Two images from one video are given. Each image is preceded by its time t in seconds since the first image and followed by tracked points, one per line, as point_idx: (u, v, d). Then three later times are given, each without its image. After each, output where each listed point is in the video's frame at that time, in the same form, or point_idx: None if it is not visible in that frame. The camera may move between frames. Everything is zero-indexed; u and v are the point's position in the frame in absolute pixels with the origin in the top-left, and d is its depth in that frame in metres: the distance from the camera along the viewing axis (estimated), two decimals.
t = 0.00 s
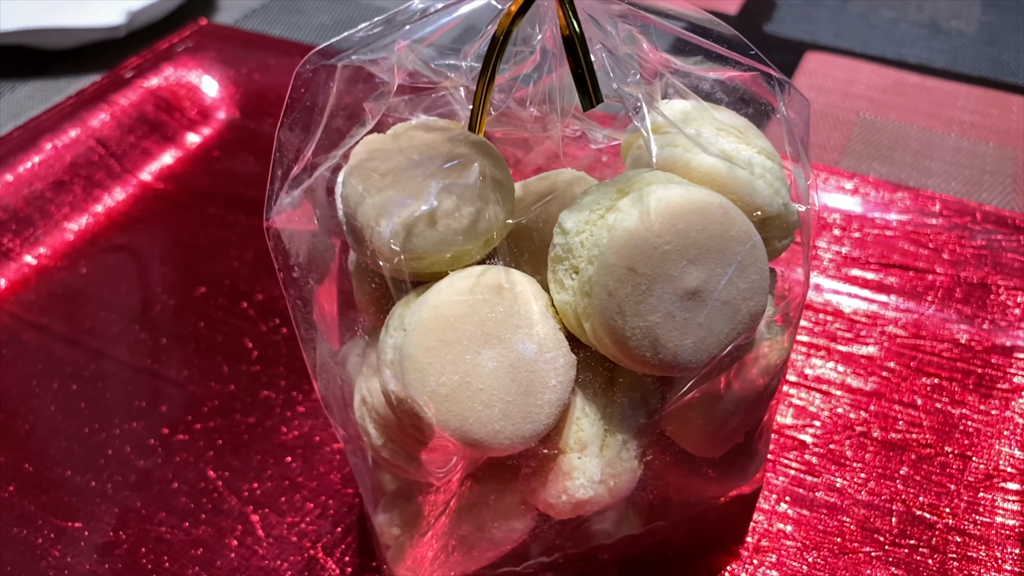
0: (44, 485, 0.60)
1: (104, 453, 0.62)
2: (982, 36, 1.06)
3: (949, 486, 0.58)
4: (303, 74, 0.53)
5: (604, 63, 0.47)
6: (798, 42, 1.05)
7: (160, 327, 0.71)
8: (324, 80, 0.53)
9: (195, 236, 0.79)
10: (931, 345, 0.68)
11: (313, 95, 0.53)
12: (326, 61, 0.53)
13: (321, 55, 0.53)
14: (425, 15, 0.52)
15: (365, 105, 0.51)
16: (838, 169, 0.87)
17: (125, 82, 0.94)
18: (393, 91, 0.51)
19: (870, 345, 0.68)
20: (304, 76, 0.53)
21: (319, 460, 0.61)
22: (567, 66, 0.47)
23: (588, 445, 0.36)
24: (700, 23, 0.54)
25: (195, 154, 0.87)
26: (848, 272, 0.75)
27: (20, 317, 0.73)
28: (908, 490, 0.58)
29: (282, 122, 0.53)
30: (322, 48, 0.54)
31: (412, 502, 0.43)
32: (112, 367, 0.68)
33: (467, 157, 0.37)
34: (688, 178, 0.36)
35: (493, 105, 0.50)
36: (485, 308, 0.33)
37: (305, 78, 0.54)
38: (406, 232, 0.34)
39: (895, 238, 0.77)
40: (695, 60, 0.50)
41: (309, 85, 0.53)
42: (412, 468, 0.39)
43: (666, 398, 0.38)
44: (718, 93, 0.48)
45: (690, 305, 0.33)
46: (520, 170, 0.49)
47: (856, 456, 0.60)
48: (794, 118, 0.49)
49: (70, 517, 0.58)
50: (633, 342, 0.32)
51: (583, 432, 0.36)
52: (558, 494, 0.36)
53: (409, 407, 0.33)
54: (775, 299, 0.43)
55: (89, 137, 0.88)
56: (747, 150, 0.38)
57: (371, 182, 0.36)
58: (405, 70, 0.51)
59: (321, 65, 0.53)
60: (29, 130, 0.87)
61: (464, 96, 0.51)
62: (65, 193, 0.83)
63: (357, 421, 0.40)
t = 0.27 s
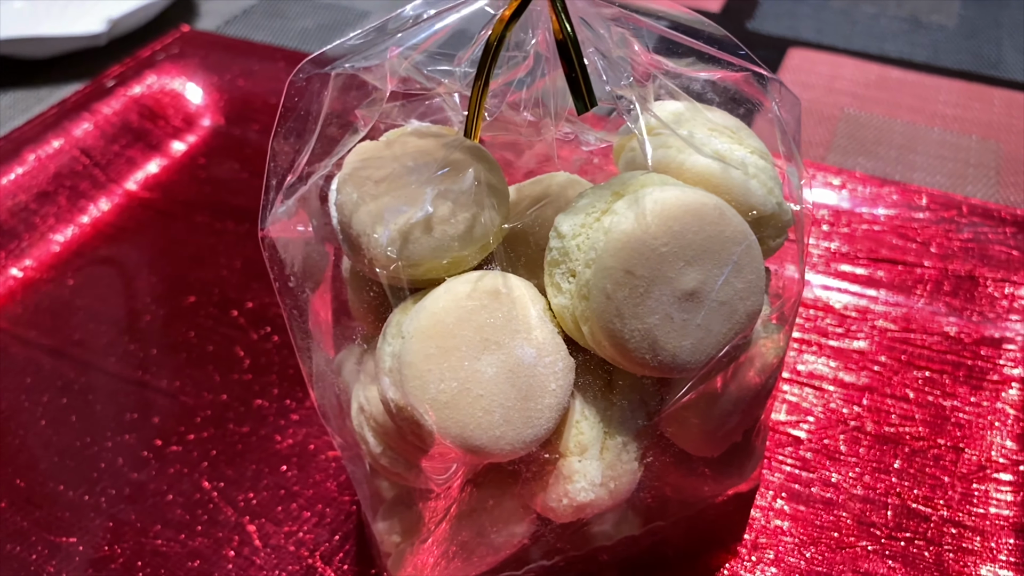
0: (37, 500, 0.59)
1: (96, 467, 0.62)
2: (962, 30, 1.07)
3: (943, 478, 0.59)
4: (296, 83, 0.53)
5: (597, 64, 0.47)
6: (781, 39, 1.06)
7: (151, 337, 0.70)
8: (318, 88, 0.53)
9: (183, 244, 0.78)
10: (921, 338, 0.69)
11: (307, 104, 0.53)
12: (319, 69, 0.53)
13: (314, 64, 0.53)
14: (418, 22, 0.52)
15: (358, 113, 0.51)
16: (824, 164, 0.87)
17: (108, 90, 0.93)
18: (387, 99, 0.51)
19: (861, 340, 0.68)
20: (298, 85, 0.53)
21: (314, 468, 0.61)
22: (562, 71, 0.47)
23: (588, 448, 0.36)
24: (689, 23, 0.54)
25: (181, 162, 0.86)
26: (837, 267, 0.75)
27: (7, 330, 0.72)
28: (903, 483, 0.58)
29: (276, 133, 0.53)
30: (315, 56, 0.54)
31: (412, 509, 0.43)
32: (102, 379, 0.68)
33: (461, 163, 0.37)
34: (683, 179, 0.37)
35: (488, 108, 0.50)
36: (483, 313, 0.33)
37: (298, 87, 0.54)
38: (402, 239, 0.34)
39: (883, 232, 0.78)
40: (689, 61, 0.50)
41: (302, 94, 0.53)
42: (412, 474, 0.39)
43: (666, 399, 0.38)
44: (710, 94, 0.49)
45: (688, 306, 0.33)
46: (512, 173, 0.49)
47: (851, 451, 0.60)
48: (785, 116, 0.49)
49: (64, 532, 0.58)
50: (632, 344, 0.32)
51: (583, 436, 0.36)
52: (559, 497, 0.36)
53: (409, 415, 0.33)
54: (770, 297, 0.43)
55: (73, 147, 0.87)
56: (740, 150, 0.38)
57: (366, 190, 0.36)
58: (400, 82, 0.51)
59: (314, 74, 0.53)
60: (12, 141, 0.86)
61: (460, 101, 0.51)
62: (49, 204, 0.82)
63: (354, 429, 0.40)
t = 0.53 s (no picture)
0: (26, 513, 0.59)
1: (86, 477, 0.61)
2: (940, 23, 1.08)
3: (934, 467, 0.59)
4: (285, 87, 0.53)
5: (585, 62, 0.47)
6: (763, 35, 1.06)
7: (138, 346, 0.70)
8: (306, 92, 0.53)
9: (169, 251, 0.77)
10: (909, 329, 0.69)
11: (296, 108, 0.53)
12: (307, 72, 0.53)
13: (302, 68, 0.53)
14: (406, 23, 0.52)
15: (344, 116, 0.51)
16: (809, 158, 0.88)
17: (89, 97, 0.92)
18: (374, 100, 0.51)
19: (849, 333, 0.69)
20: (286, 89, 0.53)
21: (308, 474, 0.61)
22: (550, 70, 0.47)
23: (583, 446, 0.36)
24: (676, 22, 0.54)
25: (165, 169, 0.86)
26: (825, 261, 0.76)
27: None
28: (895, 473, 0.59)
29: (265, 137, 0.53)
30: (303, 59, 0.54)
31: (409, 512, 0.43)
32: (90, 389, 0.67)
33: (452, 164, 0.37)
34: (672, 177, 0.37)
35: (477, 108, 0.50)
36: (477, 314, 0.33)
37: (286, 91, 0.54)
38: (394, 241, 0.34)
39: (868, 225, 0.78)
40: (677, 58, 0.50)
41: (291, 98, 0.52)
42: (407, 478, 0.39)
43: (660, 396, 0.38)
44: (698, 91, 0.49)
45: (681, 302, 0.33)
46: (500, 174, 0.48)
47: (843, 443, 0.61)
48: (773, 109, 0.49)
49: (55, 544, 0.57)
50: (626, 342, 0.32)
51: (578, 434, 0.36)
52: (555, 497, 0.36)
53: (404, 418, 0.33)
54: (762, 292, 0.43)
55: (55, 155, 0.86)
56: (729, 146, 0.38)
57: (356, 192, 0.36)
58: (389, 84, 0.51)
59: (303, 77, 0.53)
60: None
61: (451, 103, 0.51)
62: (32, 213, 0.81)
63: (348, 433, 0.40)
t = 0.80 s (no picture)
0: (16, 525, 0.58)
1: (76, 487, 0.60)
2: (919, 16, 1.09)
3: (924, 456, 0.60)
4: (273, 89, 0.53)
5: (573, 60, 0.47)
6: (745, 30, 1.07)
7: (126, 353, 0.69)
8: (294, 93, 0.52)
9: (155, 258, 0.77)
10: (896, 319, 0.70)
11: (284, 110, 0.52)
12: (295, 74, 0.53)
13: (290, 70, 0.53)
14: (394, 23, 0.51)
15: (332, 117, 0.50)
16: (794, 152, 0.88)
17: (70, 103, 0.91)
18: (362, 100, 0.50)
19: (837, 324, 0.69)
20: (274, 91, 0.53)
21: (301, 478, 0.60)
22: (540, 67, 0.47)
23: (579, 444, 0.36)
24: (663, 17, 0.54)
25: (149, 175, 0.85)
26: (811, 253, 0.76)
27: None
28: (886, 463, 0.59)
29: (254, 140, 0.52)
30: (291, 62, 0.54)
31: (405, 513, 0.43)
32: (78, 398, 0.66)
33: (441, 164, 0.37)
34: (661, 173, 0.37)
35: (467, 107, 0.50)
36: (470, 314, 0.33)
37: (275, 93, 0.53)
38: (385, 242, 0.34)
39: (854, 217, 0.79)
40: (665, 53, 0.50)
41: (279, 100, 0.52)
42: (403, 479, 0.39)
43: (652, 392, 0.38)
44: (684, 87, 0.49)
45: (674, 297, 0.33)
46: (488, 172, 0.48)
47: (834, 435, 0.61)
48: (759, 102, 0.49)
49: (46, 555, 0.56)
50: (619, 338, 0.32)
51: (574, 432, 0.36)
52: (552, 494, 0.36)
53: (400, 419, 0.33)
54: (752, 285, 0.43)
55: (37, 163, 0.85)
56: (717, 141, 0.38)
57: (346, 193, 0.36)
58: (377, 83, 0.51)
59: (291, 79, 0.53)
60: None
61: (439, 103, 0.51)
62: (15, 222, 0.80)
63: (342, 437, 0.40)
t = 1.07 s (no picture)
0: (7, 535, 0.57)
1: (68, 495, 0.60)
2: (899, 8, 1.10)
3: (917, 443, 0.60)
4: (264, 87, 0.52)
5: (564, 53, 0.47)
6: (728, 24, 1.07)
7: (115, 359, 0.68)
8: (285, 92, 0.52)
9: (142, 262, 0.76)
10: (885, 308, 0.70)
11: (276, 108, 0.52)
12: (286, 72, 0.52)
13: (281, 68, 0.53)
14: (384, 19, 0.52)
15: (324, 116, 0.50)
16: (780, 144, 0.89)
17: (51, 109, 0.90)
18: (353, 98, 0.50)
19: (827, 314, 0.70)
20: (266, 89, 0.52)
21: (295, 480, 0.60)
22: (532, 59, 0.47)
23: (578, 438, 0.36)
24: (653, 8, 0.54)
25: (133, 179, 0.84)
26: (800, 245, 0.76)
27: None
28: (879, 451, 0.59)
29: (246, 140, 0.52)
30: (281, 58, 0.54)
31: (404, 513, 0.42)
32: (67, 405, 0.66)
33: (434, 161, 0.36)
34: (653, 164, 0.37)
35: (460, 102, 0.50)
36: (467, 310, 0.33)
37: (265, 91, 0.53)
38: (380, 239, 0.34)
39: (841, 207, 0.79)
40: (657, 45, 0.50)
41: (270, 99, 0.52)
42: (401, 478, 0.38)
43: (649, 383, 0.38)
44: (673, 79, 0.49)
45: (670, 289, 0.33)
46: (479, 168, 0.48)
47: (827, 424, 0.61)
48: (750, 91, 0.49)
49: (39, 565, 0.56)
50: (616, 330, 0.32)
51: (572, 426, 0.36)
52: (551, 489, 0.36)
53: (398, 417, 0.32)
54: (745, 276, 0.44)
55: (19, 169, 0.84)
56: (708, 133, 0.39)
57: (339, 191, 0.36)
58: (366, 79, 0.50)
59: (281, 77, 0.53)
60: None
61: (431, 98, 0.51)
62: None
63: (339, 437, 0.40)
